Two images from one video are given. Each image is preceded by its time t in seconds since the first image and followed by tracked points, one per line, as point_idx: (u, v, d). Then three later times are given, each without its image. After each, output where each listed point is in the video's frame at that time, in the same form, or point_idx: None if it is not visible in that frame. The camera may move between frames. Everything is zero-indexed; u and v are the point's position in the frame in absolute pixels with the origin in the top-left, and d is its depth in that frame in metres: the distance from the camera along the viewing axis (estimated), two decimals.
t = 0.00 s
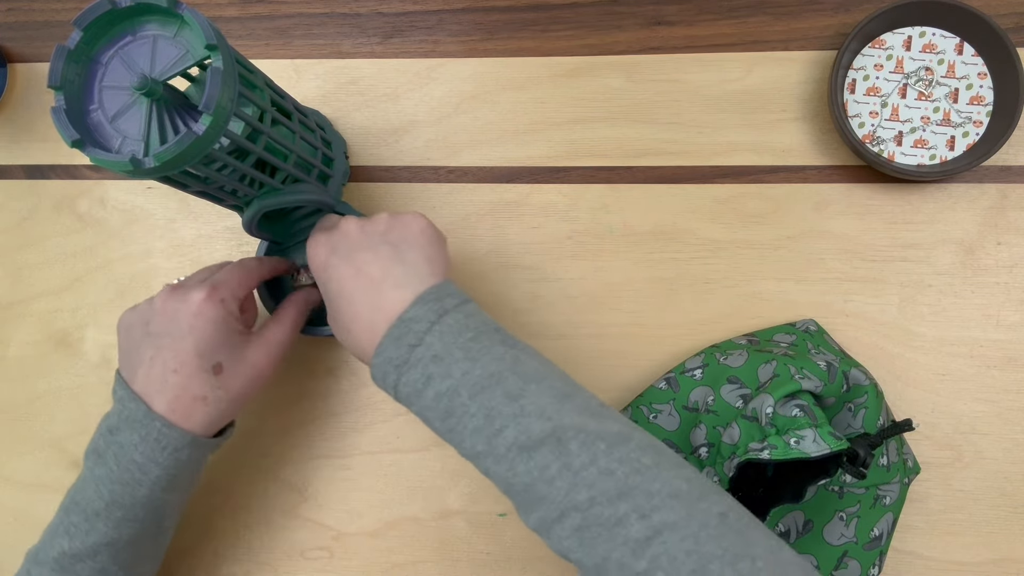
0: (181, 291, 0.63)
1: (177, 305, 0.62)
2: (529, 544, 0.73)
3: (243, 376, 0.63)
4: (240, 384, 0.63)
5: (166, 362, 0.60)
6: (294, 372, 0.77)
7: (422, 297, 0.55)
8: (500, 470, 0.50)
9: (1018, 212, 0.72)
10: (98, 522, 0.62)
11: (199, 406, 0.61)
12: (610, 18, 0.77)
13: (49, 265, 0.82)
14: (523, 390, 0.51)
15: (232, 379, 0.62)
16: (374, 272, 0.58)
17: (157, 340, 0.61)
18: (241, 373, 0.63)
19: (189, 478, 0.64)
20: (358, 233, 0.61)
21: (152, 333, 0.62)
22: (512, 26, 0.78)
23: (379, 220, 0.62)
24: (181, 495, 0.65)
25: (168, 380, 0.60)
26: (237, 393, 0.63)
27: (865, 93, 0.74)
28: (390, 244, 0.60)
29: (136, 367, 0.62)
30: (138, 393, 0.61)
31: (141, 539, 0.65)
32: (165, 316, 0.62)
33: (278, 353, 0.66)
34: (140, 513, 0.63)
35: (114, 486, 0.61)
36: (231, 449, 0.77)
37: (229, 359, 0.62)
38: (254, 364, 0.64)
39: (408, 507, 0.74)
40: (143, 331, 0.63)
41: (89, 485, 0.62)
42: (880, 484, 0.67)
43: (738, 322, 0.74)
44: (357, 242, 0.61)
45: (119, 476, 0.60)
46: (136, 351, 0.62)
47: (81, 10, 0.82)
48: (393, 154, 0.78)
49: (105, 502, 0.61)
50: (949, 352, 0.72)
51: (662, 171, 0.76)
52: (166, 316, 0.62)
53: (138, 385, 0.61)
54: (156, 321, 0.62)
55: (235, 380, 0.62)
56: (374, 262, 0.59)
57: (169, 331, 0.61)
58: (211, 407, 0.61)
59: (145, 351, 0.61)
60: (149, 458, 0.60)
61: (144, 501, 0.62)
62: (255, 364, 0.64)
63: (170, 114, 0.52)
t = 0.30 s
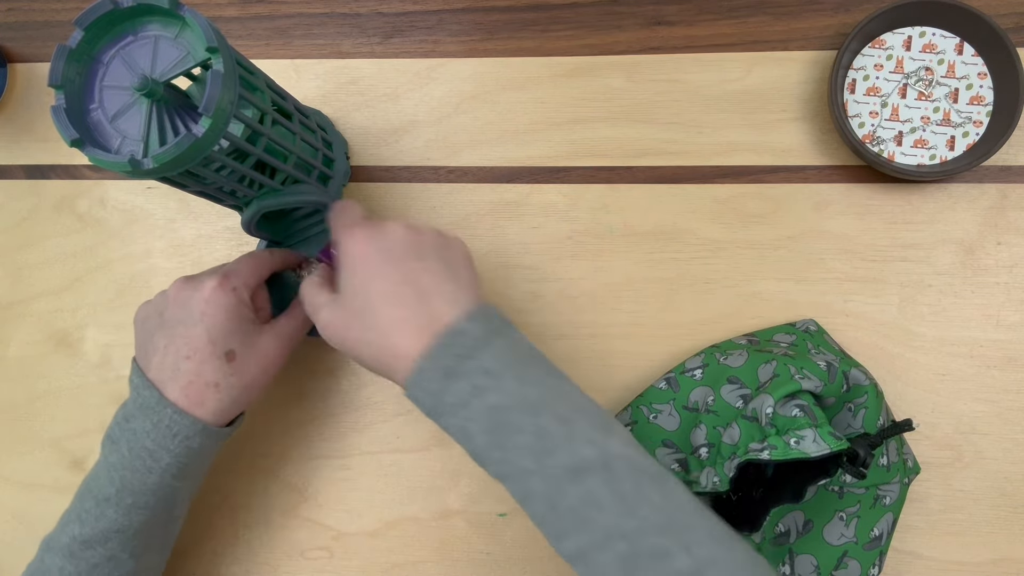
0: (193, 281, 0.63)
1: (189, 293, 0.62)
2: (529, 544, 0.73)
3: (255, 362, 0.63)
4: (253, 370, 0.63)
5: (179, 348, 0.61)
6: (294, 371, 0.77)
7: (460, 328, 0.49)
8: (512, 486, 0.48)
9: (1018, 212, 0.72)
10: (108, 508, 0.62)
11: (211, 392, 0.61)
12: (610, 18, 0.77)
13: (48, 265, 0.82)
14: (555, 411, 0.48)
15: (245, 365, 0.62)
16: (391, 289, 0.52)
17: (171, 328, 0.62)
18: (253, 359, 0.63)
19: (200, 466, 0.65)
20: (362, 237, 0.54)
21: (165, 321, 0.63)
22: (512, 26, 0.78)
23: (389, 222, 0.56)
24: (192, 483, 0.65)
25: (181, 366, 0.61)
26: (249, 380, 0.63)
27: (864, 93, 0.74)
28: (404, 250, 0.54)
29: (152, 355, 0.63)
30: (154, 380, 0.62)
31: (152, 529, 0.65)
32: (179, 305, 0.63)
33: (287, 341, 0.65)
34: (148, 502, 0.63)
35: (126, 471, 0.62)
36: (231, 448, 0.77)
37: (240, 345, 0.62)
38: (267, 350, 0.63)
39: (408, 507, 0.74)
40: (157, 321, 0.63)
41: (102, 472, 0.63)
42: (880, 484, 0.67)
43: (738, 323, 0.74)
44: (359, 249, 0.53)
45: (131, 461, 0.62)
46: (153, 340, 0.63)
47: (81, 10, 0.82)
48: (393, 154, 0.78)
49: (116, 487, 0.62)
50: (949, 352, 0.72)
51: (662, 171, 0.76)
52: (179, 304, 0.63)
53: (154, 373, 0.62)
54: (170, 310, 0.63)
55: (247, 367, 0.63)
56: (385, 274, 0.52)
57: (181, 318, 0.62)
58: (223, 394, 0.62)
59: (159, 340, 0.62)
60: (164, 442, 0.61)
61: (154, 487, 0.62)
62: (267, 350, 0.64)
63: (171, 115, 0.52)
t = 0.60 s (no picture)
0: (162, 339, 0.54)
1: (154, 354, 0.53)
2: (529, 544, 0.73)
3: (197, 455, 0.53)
4: (197, 459, 0.53)
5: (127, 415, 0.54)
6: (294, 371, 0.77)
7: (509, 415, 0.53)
8: (522, 553, 0.51)
9: (1018, 212, 0.72)
10: (52, 566, 0.60)
11: (145, 471, 0.55)
12: (610, 18, 0.77)
13: (48, 265, 0.82)
14: (577, 488, 0.54)
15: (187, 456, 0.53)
16: (451, 402, 0.57)
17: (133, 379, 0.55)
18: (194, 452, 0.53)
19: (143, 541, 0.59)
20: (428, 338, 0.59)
21: (130, 373, 0.55)
22: (512, 25, 0.78)
23: (448, 321, 0.60)
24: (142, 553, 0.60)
25: (125, 437, 0.54)
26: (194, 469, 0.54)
27: (865, 93, 0.74)
28: (465, 358, 0.59)
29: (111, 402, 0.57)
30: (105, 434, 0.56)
31: None
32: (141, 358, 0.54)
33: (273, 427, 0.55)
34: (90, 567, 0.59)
35: (68, 534, 0.59)
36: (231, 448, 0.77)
37: (190, 428, 0.53)
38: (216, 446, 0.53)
39: (409, 507, 0.74)
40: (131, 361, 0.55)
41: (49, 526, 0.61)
42: (880, 484, 0.67)
43: (738, 323, 0.74)
44: (445, 362, 0.58)
45: (74, 526, 0.58)
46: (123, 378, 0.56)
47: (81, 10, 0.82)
48: (393, 154, 0.78)
49: (58, 548, 0.59)
50: (949, 352, 0.72)
51: (662, 171, 0.75)
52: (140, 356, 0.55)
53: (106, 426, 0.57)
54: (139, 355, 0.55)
55: (186, 459, 0.53)
56: (447, 388, 0.58)
57: (139, 379, 0.54)
58: (159, 474, 0.55)
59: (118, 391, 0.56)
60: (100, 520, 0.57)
61: (97, 553, 0.58)
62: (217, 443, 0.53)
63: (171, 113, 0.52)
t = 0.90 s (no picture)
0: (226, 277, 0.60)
1: (226, 287, 0.58)
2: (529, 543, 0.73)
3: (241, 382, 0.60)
4: (242, 385, 0.61)
5: (185, 336, 0.57)
6: (294, 371, 0.77)
7: (572, 526, 0.58)
8: None
9: (1019, 212, 0.72)
10: (72, 493, 0.59)
11: (199, 392, 0.58)
12: (610, 18, 0.77)
13: (48, 265, 0.82)
14: None
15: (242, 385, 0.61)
16: (519, 515, 0.58)
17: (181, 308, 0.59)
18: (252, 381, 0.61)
19: (171, 456, 0.62)
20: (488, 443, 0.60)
21: (188, 301, 0.59)
22: (512, 25, 0.78)
23: (506, 428, 0.60)
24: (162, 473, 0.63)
25: (182, 357, 0.57)
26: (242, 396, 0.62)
27: (865, 93, 0.74)
28: (526, 467, 0.60)
29: (154, 331, 0.59)
30: (143, 356, 0.58)
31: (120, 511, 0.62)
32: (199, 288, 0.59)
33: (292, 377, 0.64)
34: (116, 488, 0.60)
35: (92, 453, 0.59)
36: (232, 448, 0.77)
37: (248, 359, 0.60)
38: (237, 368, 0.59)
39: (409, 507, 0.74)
40: (173, 293, 0.60)
41: (62, 453, 0.60)
42: (880, 484, 0.67)
43: (737, 323, 0.74)
44: (506, 473, 0.59)
45: (98, 445, 0.58)
46: (166, 307, 0.59)
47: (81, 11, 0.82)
48: (393, 154, 0.78)
49: (81, 470, 0.59)
50: (949, 352, 0.72)
51: (662, 171, 0.75)
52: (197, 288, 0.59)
53: (146, 349, 0.59)
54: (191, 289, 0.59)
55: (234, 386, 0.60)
56: (513, 502, 0.59)
57: (201, 308, 0.58)
58: (211, 397, 0.59)
59: (173, 317, 0.58)
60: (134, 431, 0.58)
61: (125, 473, 0.59)
62: (266, 375, 0.63)
63: (170, 117, 0.52)
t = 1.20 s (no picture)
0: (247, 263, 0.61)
1: (245, 268, 0.60)
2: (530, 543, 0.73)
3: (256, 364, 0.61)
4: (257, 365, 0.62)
5: (206, 317, 0.59)
6: (294, 371, 0.77)
7: (595, 547, 0.61)
8: None
9: (1019, 212, 0.72)
10: (86, 470, 0.59)
11: (217, 371, 0.59)
12: (610, 18, 0.77)
13: (48, 265, 0.82)
14: None
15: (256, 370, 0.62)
16: (541, 536, 0.60)
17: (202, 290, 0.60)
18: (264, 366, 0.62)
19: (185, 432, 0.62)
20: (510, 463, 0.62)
21: (208, 281, 0.60)
22: (512, 26, 0.78)
23: (524, 452, 0.62)
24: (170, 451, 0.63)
25: (201, 337, 0.58)
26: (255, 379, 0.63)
27: (865, 93, 0.74)
28: (545, 489, 0.61)
29: (172, 309, 0.60)
30: (161, 334, 0.59)
31: (129, 488, 0.62)
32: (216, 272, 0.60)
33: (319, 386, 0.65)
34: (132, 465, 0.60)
35: (110, 430, 0.58)
36: (232, 448, 0.77)
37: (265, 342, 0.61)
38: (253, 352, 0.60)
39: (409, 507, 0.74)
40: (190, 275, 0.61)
41: (76, 429, 0.59)
42: (880, 485, 0.67)
43: (738, 323, 0.74)
44: (526, 495, 0.61)
45: (117, 421, 0.58)
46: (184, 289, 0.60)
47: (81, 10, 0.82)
48: (393, 154, 0.78)
49: (99, 448, 0.58)
50: (949, 352, 0.72)
51: (662, 171, 0.75)
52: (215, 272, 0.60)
53: (164, 327, 0.59)
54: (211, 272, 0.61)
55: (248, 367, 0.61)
56: (534, 523, 0.60)
57: (220, 289, 0.59)
58: (229, 376, 0.60)
59: (192, 296, 0.59)
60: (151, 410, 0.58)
61: (141, 451, 0.59)
62: (280, 354, 0.64)
63: (170, 115, 0.52)
